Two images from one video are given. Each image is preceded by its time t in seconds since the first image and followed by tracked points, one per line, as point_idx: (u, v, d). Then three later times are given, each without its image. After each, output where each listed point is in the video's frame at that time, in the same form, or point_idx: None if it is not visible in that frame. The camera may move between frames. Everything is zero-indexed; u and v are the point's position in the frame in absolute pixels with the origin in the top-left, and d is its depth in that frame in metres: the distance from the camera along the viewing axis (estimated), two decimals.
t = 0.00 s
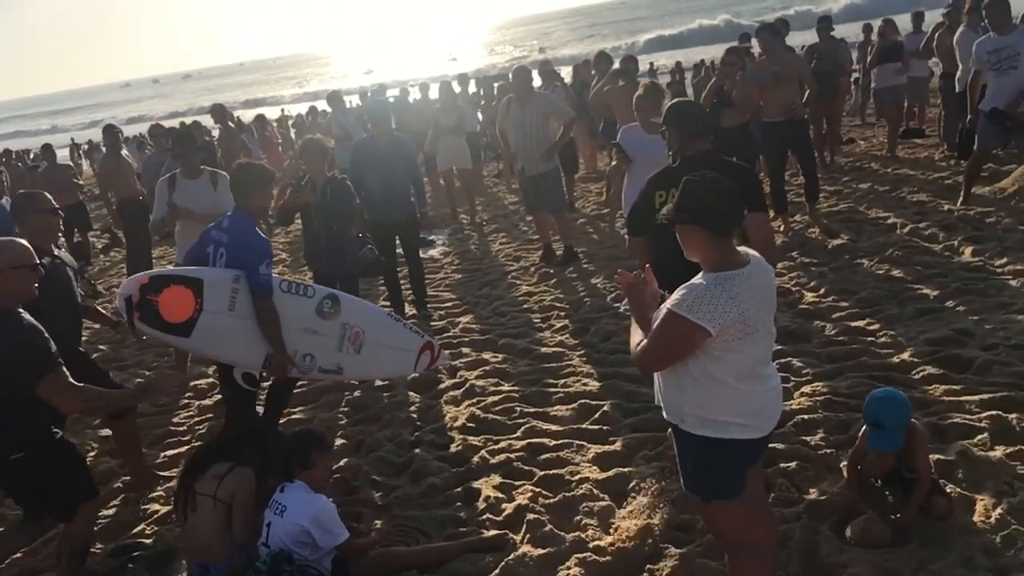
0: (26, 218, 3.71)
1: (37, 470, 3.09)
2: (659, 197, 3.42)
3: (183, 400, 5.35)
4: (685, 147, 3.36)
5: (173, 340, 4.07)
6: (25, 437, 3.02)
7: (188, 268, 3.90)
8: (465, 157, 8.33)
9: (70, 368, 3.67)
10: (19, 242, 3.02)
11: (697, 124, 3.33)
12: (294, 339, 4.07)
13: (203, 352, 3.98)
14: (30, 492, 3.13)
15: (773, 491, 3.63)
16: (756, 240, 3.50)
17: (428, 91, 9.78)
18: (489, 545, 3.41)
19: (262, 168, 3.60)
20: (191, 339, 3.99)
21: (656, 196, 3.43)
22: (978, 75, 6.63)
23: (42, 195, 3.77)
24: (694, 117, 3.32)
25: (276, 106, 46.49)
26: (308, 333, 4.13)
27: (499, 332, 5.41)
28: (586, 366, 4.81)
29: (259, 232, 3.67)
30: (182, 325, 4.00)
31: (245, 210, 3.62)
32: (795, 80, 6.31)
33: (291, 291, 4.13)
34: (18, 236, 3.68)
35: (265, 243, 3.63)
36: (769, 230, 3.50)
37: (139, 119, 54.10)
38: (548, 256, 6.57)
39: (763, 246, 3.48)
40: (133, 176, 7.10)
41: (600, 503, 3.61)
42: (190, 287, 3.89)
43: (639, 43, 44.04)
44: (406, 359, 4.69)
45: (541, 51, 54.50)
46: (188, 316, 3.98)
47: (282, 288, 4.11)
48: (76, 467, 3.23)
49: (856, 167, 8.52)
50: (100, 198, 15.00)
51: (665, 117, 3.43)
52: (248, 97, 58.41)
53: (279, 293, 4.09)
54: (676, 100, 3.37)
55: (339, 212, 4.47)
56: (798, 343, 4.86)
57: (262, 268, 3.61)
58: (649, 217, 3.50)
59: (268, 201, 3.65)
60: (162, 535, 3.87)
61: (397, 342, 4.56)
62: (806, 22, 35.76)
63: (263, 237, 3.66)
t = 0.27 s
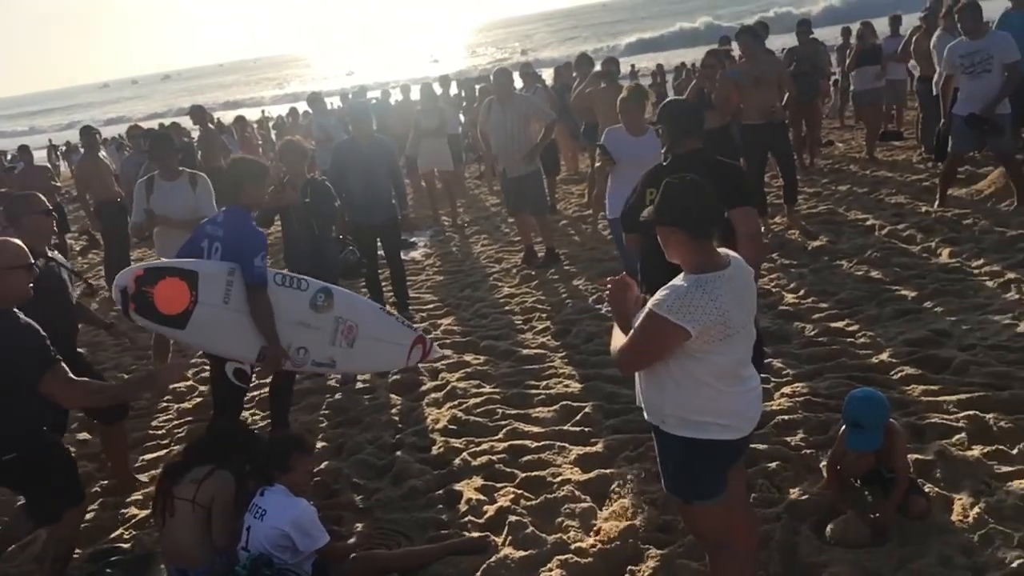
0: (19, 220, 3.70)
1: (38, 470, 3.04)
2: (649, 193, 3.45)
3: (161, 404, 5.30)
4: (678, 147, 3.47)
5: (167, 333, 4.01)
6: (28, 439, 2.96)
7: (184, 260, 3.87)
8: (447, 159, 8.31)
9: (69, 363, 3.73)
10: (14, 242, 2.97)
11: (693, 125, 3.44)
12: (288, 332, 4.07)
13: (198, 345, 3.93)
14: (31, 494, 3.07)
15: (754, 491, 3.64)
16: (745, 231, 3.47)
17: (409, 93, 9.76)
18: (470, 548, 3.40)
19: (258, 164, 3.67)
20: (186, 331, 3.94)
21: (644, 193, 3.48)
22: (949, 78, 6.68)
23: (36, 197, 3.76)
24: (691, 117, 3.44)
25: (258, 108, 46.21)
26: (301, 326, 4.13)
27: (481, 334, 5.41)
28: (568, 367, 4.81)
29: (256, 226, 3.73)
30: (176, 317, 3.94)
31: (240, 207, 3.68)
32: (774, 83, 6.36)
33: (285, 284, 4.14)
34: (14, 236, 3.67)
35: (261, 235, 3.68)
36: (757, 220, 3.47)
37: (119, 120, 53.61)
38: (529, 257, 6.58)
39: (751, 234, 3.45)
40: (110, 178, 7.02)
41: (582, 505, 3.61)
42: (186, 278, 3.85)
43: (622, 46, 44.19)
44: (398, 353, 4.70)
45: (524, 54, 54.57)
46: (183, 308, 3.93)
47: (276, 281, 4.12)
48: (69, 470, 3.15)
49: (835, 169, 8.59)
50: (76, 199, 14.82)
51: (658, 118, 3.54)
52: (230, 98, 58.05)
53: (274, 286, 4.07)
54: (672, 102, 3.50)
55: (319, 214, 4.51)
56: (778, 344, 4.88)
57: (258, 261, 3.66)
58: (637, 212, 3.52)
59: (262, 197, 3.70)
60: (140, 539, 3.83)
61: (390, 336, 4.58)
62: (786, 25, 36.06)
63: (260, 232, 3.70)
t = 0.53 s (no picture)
0: (12, 220, 3.78)
1: (37, 469, 3.07)
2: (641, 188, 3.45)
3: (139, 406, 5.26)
4: (671, 141, 3.41)
5: (162, 326, 4.03)
6: (27, 439, 2.96)
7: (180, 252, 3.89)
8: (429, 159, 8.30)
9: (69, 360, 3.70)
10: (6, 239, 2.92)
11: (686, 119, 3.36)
12: (282, 326, 4.07)
13: (191, 338, 3.94)
14: (36, 494, 3.11)
15: (735, 492, 3.65)
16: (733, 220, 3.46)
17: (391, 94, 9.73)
18: (452, 550, 3.38)
19: (253, 160, 3.70)
20: (181, 324, 3.95)
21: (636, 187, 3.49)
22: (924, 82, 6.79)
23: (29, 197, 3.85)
24: (682, 113, 3.35)
25: (240, 109, 45.93)
26: (295, 320, 4.14)
27: (463, 336, 5.40)
28: (550, 369, 4.81)
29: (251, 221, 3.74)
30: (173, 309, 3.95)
31: (235, 202, 3.72)
32: (754, 86, 6.39)
33: (279, 278, 4.09)
34: (8, 235, 3.74)
35: (255, 230, 3.70)
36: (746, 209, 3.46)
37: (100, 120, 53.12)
38: (511, 258, 6.57)
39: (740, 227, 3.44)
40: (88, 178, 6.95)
41: (564, 506, 3.61)
42: (182, 270, 3.88)
43: (605, 48, 44.33)
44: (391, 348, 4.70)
45: (509, 55, 54.58)
46: (178, 301, 3.95)
47: (272, 275, 4.06)
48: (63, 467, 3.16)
49: (815, 170, 8.65)
50: (53, 200, 14.65)
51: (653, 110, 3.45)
52: (212, 99, 57.68)
53: (268, 279, 4.03)
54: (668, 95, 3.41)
55: (300, 213, 4.48)
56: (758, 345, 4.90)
57: (253, 254, 3.69)
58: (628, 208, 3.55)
59: (256, 191, 3.71)
60: (120, 543, 3.80)
61: (384, 331, 4.58)
62: (768, 27, 36.28)
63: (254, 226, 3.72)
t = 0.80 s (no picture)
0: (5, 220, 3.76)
1: (27, 470, 3.03)
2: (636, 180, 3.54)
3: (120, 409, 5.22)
4: (668, 134, 3.49)
5: (162, 318, 4.01)
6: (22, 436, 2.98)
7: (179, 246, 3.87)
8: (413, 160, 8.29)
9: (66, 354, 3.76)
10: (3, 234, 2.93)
11: (682, 112, 3.44)
12: (279, 321, 4.12)
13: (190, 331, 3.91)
14: (34, 494, 3.08)
15: (717, 491, 3.66)
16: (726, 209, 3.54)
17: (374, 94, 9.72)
18: (436, 551, 3.38)
19: (248, 156, 3.65)
20: (180, 317, 3.92)
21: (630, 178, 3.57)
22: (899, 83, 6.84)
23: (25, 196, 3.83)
24: (677, 108, 3.43)
25: (224, 109, 45.69)
26: (291, 315, 4.18)
27: (447, 336, 5.39)
28: (534, 369, 4.82)
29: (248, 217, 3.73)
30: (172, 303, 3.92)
31: (232, 198, 3.67)
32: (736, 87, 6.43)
33: (275, 273, 4.15)
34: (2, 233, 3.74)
35: (252, 224, 3.69)
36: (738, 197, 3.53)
37: (82, 121, 52.68)
38: (494, 259, 6.57)
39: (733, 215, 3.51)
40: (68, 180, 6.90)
41: (548, 506, 3.61)
42: (180, 264, 3.85)
43: (590, 49, 44.43)
44: (385, 345, 4.71)
45: (494, 56, 54.59)
46: (177, 294, 3.92)
47: (268, 270, 4.13)
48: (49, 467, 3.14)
49: (797, 171, 8.70)
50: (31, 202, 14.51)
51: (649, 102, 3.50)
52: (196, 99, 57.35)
53: (265, 274, 4.10)
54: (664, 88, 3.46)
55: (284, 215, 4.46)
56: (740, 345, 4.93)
57: (249, 249, 3.67)
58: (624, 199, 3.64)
59: (253, 187, 3.67)
60: (100, 547, 3.77)
61: (378, 327, 4.61)
62: (750, 28, 36.49)
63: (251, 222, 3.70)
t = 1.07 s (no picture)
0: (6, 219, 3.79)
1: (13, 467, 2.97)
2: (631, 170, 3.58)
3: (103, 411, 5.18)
4: (666, 125, 3.49)
5: (160, 314, 3.92)
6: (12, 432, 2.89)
7: (180, 242, 3.81)
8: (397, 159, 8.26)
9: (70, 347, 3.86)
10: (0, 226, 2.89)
11: (678, 104, 3.42)
12: (275, 319, 4.06)
13: (189, 329, 3.84)
14: (20, 494, 3.03)
15: (702, 490, 3.66)
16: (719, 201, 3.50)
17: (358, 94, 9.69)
18: (420, 552, 3.36)
19: (243, 153, 3.70)
20: (178, 314, 3.84)
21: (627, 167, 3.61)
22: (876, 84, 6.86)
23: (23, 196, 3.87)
24: (674, 101, 3.41)
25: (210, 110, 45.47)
26: (288, 313, 4.12)
27: (431, 337, 5.38)
28: (519, 369, 4.81)
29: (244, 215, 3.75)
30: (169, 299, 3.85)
31: (228, 196, 3.72)
32: (718, 88, 6.45)
33: (272, 271, 4.10)
34: None
35: (247, 220, 3.72)
36: (733, 190, 3.48)
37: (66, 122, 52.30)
38: (479, 259, 6.56)
39: (725, 206, 3.47)
40: (49, 181, 6.83)
41: (533, 507, 3.60)
42: (179, 260, 3.79)
43: (577, 49, 44.51)
44: (379, 343, 4.67)
45: (481, 56, 54.59)
46: (175, 291, 3.84)
47: (265, 268, 4.07)
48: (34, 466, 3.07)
49: (780, 170, 8.74)
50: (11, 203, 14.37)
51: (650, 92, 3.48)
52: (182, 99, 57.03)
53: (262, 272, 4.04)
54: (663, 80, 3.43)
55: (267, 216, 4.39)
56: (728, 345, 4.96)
57: (246, 246, 3.70)
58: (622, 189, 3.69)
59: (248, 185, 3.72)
60: (81, 551, 3.73)
61: (373, 326, 4.57)
62: (735, 27, 36.63)
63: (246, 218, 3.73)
